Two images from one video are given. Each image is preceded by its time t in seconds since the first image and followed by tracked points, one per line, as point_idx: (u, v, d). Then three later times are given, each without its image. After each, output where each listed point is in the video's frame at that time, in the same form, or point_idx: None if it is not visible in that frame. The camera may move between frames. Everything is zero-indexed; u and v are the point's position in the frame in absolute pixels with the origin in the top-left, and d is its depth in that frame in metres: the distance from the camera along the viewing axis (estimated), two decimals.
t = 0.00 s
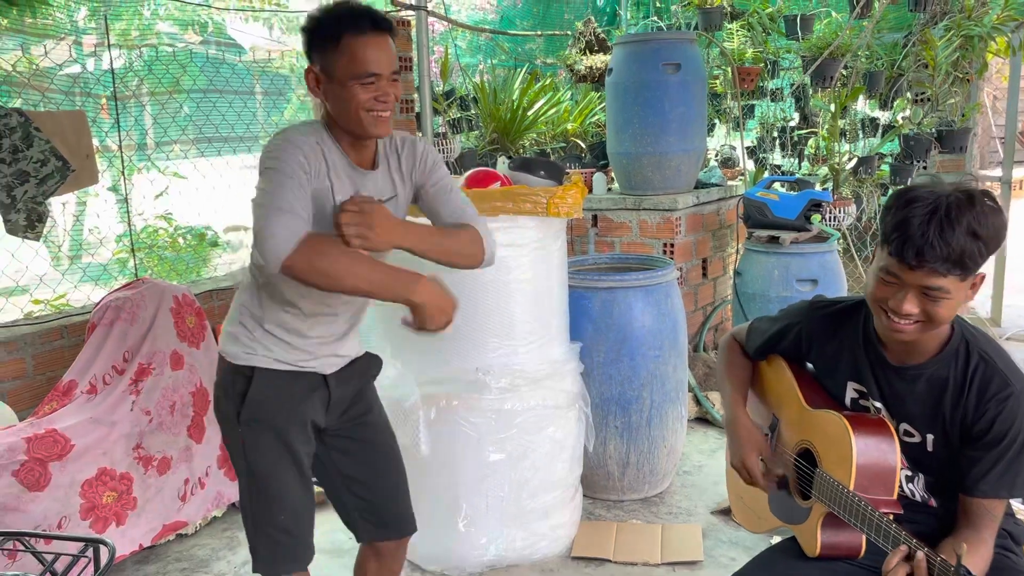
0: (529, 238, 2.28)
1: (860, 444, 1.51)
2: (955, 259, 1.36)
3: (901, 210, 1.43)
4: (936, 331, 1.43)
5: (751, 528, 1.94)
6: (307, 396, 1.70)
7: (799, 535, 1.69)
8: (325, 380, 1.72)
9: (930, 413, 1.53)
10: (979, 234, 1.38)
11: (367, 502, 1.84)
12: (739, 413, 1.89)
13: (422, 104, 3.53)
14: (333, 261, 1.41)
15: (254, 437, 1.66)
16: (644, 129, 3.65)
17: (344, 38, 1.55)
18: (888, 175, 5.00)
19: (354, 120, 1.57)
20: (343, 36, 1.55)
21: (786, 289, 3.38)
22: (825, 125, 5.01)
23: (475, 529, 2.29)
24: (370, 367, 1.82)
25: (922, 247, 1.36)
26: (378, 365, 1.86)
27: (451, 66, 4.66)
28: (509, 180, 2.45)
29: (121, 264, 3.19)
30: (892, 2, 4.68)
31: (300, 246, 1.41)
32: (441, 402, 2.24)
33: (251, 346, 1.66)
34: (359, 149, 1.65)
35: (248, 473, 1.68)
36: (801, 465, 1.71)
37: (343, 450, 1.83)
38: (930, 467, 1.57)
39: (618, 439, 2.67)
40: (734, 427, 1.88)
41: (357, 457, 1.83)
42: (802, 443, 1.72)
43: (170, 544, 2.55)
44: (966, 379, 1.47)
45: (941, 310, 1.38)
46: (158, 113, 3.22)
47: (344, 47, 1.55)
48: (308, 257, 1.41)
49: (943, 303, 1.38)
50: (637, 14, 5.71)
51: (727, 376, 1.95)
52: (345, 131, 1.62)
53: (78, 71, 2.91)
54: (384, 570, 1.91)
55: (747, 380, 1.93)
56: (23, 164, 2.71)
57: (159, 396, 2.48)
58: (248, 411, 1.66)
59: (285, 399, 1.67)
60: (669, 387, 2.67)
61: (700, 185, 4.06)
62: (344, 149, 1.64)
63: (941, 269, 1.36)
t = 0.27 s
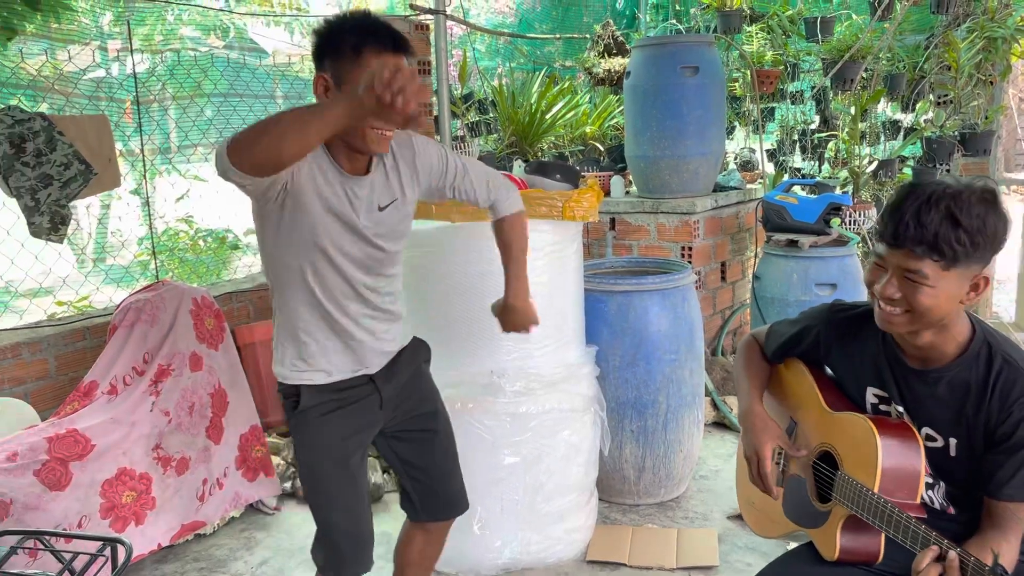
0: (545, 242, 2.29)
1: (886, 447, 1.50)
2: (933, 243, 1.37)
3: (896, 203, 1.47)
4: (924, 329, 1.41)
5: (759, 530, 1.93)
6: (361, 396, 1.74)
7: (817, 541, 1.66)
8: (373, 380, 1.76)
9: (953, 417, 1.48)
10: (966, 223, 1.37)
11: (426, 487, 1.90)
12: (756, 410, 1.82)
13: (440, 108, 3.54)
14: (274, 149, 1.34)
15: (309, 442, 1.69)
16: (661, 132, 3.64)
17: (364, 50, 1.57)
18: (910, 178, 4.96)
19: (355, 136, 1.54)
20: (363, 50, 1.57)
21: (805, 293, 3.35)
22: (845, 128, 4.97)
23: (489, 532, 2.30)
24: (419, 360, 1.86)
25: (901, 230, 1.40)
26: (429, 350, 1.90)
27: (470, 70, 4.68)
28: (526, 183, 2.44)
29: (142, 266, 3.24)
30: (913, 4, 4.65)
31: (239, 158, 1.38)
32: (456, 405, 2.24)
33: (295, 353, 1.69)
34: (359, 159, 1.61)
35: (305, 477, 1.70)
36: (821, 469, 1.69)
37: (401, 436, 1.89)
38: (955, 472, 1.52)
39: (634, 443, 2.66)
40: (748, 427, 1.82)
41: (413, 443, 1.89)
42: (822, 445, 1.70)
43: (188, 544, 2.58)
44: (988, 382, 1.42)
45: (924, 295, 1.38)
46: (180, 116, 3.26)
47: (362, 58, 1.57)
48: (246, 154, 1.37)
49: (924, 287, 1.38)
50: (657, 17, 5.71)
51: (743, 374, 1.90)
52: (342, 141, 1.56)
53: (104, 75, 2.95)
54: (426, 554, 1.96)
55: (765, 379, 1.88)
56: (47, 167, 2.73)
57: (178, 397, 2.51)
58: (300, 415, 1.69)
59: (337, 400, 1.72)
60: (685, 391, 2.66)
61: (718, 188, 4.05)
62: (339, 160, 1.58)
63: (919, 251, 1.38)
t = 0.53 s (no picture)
0: (555, 246, 2.28)
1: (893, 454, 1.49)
2: (953, 247, 1.36)
3: (916, 203, 1.44)
4: (937, 335, 1.39)
5: (763, 537, 1.94)
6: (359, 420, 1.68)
7: (823, 549, 1.66)
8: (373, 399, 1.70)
9: (959, 427, 1.47)
10: (987, 229, 1.36)
11: (433, 510, 1.86)
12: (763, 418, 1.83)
13: (454, 111, 3.56)
14: (262, 109, 1.28)
15: (309, 471, 1.63)
16: (675, 135, 3.63)
17: (377, 81, 1.48)
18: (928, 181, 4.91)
19: (361, 156, 1.53)
20: (377, 80, 1.49)
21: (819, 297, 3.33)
22: (860, 130, 4.95)
23: (498, 535, 2.30)
24: (420, 379, 1.80)
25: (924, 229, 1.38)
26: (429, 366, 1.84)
27: (485, 73, 4.69)
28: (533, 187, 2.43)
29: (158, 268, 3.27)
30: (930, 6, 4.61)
31: (230, 138, 1.30)
32: (465, 408, 2.25)
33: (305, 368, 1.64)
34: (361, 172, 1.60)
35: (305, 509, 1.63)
36: (828, 475, 1.68)
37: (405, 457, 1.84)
38: (963, 482, 1.51)
39: (645, 447, 2.66)
40: (756, 436, 1.83)
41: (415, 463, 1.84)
42: (829, 453, 1.70)
43: (200, 544, 2.60)
44: (994, 393, 1.41)
45: (940, 301, 1.36)
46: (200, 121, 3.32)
47: (375, 89, 1.48)
48: (238, 128, 1.29)
49: (942, 293, 1.36)
50: (673, 19, 5.70)
51: (749, 382, 1.89)
52: (343, 155, 1.56)
53: (123, 79, 3.00)
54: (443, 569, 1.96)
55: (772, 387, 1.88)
56: (64, 171, 2.72)
57: (191, 398, 2.53)
58: (300, 442, 1.63)
59: (336, 425, 1.65)
60: (696, 395, 2.65)
61: (733, 191, 4.03)
62: (342, 167, 1.57)
63: (939, 253, 1.36)
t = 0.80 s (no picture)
0: (566, 249, 2.28)
1: (894, 461, 1.47)
2: (970, 242, 1.34)
3: (933, 200, 1.43)
4: (948, 335, 1.37)
5: (774, 541, 1.93)
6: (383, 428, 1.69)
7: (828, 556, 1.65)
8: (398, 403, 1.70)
9: (968, 432, 1.44)
10: (1005, 227, 1.35)
11: (434, 517, 1.85)
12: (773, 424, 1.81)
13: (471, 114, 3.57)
14: (256, 137, 1.33)
15: (335, 473, 1.64)
16: (692, 137, 3.61)
17: (408, 92, 1.50)
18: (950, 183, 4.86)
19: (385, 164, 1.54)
20: (407, 92, 1.51)
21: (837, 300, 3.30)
22: (881, 131, 4.90)
23: (508, 538, 2.30)
24: (437, 387, 1.80)
25: (940, 225, 1.36)
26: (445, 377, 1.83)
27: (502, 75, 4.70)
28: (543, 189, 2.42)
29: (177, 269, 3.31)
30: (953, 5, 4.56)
31: (222, 154, 1.31)
32: (476, 411, 2.25)
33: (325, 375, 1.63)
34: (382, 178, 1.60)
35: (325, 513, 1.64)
36: (833, 482, 1.66)
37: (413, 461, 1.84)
38: (971, 489, 1.49)
39: (657, 451, 2.65)
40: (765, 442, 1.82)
41: (425, 471, 1.84)
42: (835, 458, 1.67)
43: (215, 544, 2.62)
44: (1003, 397, 1.39)
45: (951, 299, 1.34)
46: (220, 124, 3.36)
47: (404, 100, 1.50)
48: (232, 147, 1.31)
49: (954, 291, 1.34)
50: (692, 20, 5.68)
51: (761, 389, 1.88)
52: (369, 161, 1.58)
53: (155, 81, 3.09)
54: None
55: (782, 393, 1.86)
56: (82, 175, 2.79)
57: (206, 399, 2.55)
58: (327, 442, 1.64)
59: (363, 429, 1.67)
60: (709, 399, 2.64)
61: (750, 194, 4.01)
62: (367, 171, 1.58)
63: (955, 247, 1.35)
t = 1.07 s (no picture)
0: (573, 245, 2.27)
1: (894, 461, 1.46)
2: (966, 236, 1.34)
3: (939, 195, 1.44)
4: (944, 331, 1.36)
5: (782, 539, 1.91)
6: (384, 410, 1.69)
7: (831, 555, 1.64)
8: (393, 387, 1.70)
9: (978, 433, 1.41)
10: (1004, 223, 1.34)
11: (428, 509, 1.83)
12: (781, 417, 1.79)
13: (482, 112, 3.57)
14: (266, 104, 1.37)
15: (339, 455, 1.64)
16: (704, 134, 3.59)
17: (426, 93, 1.48)
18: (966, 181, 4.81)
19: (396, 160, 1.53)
20: (426, 91, 1.49)
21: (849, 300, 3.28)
22: (897, 129, 4.86)
23: (515, 535, 2.30)
24: (437, 372, 1.80)
25: (938, 217, 1.37)
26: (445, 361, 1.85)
27: (515, 73, 4.70)
28: (552, 186, 2.42)
29: (190, 267, 3.33)
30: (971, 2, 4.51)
31: (232, 115, 1.35)
32: (483, 408, 2.25)
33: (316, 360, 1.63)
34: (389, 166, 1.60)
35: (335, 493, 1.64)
36: (838, 481, 1.65)
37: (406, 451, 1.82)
38: (980, 492, 1.45)
39: (666, 450, 2.63)
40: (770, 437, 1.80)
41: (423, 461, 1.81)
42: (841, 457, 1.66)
43: (225, 539, 2.64)
44: (1016, 399, 1.36)
45: (946, 292, 1.34)
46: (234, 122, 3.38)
47: (421, 99, 1.48)
48: (243, 108, 1.36)
49: (949, 284, 1.34)
50: (707, 17, 5.65)
51: (769, 384, 1.86)
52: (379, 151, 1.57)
53: (170, 81, 3.11)
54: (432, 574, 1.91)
55: (791, 388, 1.85)
56: (94, 171, 2.82)
57: (217, 395, 2.57)
58: (326, 424, 1.63)
59: (364, 412, 1.66)
60: (719, 398, 2.63)
61: (763, 191, 3.98)
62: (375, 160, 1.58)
63: (951, 241, 1.35)
